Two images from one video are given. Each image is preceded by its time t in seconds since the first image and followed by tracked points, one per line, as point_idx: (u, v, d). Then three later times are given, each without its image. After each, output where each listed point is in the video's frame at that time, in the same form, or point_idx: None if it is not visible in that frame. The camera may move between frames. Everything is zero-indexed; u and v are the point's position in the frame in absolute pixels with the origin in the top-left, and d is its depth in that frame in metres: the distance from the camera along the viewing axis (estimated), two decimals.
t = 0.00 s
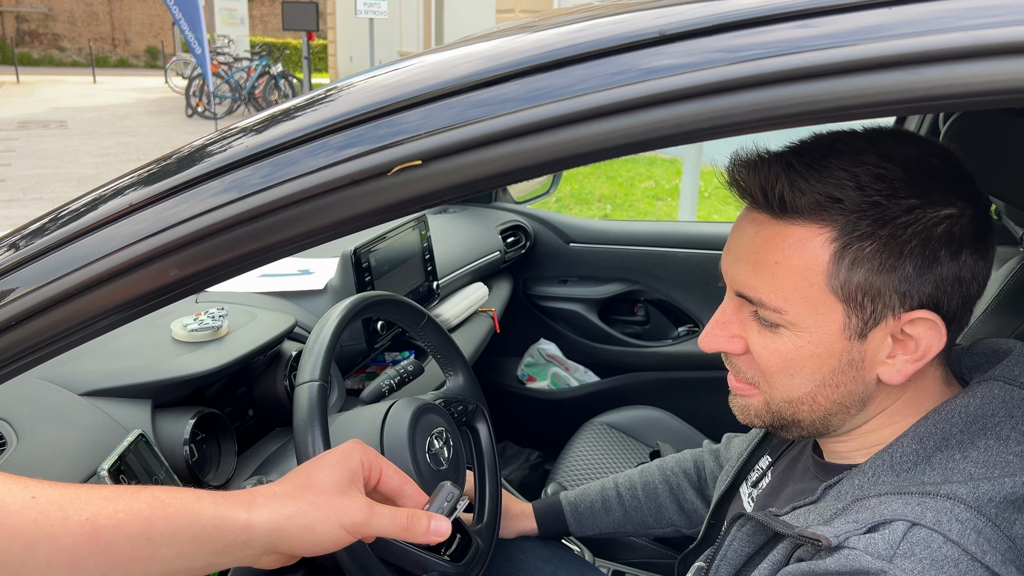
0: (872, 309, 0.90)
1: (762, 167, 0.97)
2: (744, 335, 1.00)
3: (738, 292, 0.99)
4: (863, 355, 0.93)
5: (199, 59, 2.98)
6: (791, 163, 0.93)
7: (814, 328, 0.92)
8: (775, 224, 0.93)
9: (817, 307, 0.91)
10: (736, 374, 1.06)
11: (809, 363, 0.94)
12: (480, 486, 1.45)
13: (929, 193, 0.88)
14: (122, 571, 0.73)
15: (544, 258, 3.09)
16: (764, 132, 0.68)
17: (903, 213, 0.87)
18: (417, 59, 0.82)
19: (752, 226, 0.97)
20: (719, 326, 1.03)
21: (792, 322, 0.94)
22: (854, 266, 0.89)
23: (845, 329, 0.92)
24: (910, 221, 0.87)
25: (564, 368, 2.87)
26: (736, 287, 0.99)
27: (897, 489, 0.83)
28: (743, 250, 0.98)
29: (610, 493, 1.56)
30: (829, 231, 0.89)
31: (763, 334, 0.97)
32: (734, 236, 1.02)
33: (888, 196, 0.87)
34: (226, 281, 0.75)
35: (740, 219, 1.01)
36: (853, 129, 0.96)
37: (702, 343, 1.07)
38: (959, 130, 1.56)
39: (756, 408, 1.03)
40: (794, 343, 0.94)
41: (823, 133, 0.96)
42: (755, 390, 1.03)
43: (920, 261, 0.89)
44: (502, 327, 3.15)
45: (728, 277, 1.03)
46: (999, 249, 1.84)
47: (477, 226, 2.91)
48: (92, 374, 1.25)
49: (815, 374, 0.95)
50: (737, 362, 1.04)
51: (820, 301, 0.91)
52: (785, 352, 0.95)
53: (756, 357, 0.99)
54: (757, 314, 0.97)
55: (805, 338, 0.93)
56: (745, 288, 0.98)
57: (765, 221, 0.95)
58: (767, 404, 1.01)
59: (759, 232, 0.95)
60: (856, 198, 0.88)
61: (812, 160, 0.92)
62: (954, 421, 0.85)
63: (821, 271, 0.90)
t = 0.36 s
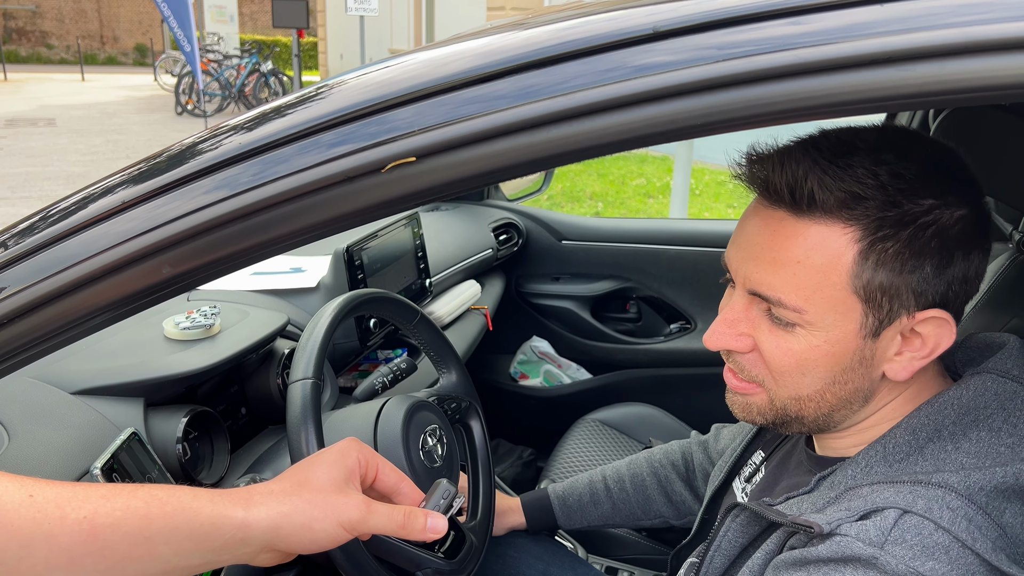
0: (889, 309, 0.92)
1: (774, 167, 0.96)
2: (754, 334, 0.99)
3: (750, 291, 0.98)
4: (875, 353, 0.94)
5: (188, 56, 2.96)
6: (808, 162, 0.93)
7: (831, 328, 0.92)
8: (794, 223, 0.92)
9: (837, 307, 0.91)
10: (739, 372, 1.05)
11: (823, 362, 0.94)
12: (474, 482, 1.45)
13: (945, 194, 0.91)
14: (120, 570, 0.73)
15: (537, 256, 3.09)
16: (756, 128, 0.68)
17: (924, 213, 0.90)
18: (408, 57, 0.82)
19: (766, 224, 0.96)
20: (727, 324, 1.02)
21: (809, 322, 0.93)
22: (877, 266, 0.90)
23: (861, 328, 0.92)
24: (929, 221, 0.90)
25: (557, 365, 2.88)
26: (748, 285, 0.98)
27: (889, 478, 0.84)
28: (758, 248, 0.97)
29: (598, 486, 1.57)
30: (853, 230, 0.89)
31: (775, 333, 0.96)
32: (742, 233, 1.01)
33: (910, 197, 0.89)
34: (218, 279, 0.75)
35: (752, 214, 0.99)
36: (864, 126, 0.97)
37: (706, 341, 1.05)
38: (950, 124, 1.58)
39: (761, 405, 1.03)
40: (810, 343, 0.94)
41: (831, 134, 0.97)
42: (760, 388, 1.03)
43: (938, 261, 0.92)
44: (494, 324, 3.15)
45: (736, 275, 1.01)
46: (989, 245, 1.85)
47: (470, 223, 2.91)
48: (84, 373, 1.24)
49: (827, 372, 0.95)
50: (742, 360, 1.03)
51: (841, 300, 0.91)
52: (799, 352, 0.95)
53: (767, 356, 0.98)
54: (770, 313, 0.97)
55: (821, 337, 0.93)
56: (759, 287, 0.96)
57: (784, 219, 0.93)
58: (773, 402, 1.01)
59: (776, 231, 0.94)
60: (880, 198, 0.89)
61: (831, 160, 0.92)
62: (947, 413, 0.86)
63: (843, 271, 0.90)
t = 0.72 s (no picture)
0: (886, 307, 0.93)
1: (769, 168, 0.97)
2: (754, 334, 1.00)
3: (749, 292, 0.99)
4: (874, 351, 0.95)
5: (176, 53, 2.94)
6: (803, 163, 0.94)
7: (831, 328, 0.93)
8: (792, 223, 0.93)
9: (836, 306, 0.92)
10: (738, 373, 1.05)
11: (823, 361, 0.95)
12: (467, 478, 1.46)
13: (942, 190, 0.92)
14: (120, 567, 0.73)
15: (528, 253, 3.09)
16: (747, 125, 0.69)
17: (920, 210, 0.91)
18: (397, 55, 0.82)
19: (765, 225, 0.97)
20: (726, 325, 1.02)
21: (808, 322, 0.94)
22: (875, 265, 0.91)
23: (860, 327, 0.93)
24: (926, 218, 0.91)
25: (548, 361, 2.88)
26: (747, 286, 0.99)
27: (881, 477, 0.85)
28: (756, 249, 0.97)
29: (591, 483, 1.58)
30: (850, 229, 0.90)
31: (774, 333, 0.97)
32: (740, 234, 1.01)
33: (907, 195, 0.90)
34: (212, 276, 0.75)
35: (748, 214, 1.01)
36: (859, 123, 0.98)
37: (706, 342, 1.06)
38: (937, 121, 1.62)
39: (760, 405, 1.04)
40: (810, 343, 0.95)
41: (825, 133, 0.98)
42: (759, 388, 1.03)
43: (935, 258, 0.93)
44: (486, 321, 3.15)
45: (735, 276, 1.02)
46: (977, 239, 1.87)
47: (461, 220, 2.91)
48: (76, 371, 1.24)
49: (827, 371, 0.96)
50: (741, 361, 1.03)
51: (840, 300, 0.92)
52: (798, 352, 0.96)
53: (766, 356, 0.99)
54: (769, 313, 0.97)
55: (820, 337, 0.94)
56: (758, 288, 0.97)
57: (782, 220, 0.94)
58: (773, 403, 1.02)
59: (775, 231, 0.95)
60: (877, 196, 0.89)
61: (826, 160, 0.93)
62: (937, 411, 0.87)
63: (842, 270, 0.91)
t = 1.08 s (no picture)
0: (873, 307, 0.94)
1: (760, 167, 0.97)
2: (740, 334, 1.00)
3: (737, 291, 0.99)
4: (859, 350, 0.96)
5: (164, 50, 2.92)
6: (795, 162, 0.94)
7: (819, 327, 0.94)
8: (783, 223, 0.93)
9: (823, 306, 0.93)
10: (722, 372, 1.05)
11: (808, 361, 0.96)
12: (461, 475, 1.46)
13: (930, 191, 0.93)
14: (119, 560, 0.73)
15: (520, 250, 3.10)
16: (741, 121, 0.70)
17: (909, 211, 0.92)
18: (388, 53, 0.82)
19: (754, 225, 0.97)
20: (713, 324, 1.02)
21: (795, 321, 0.94)
22: (864, 265, 0.92)
23: (846, 326, 0.94)
24: (913, 219, 0.92)
25: (540, 358, 2.89)
26: (735, 285, 0.99)
27: (872, 470, 0.86)
28: (746, 248, 0.97)
29: (584, 479, 1.58)
30: (840, 229, 0.91)
31: (761, 332, 0.98)
32: (728, 233, 1.02)
33: (896, 196, 0.91)
34: (206, 273, 0.75)
35: (737, 212, 1.01)
36: (850, 124, 0.99)
37: (693, 341, 1.06)
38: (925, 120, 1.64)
39: (744, 405, 1.04)
40: (796, 342, 0.95)
41: (815, 134, 0.98)
42: (742, 388, 1.04)
43: (922, 258, 0.94)
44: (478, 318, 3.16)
45: (723, 275, 1.02)
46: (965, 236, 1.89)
47: (453, 218, 2.91)
48: (68, 370, 1.24)
49: (812, 370, 0.97)
50: (726, 361, 1.04)
51: (827, 300, 0.92)
52: (784, 351, 0.96)
53: (752, 356, 1.00)
54: (756, 312, 0.98)
55: (807, 336, 0.95)
56: (747, 287, 0.97)
57: (772, 219, 0.95)
58: (757, 403, 1.02)
59: (765, 231, 0.95)
60: (867, 197, 0.91)
61: (817, 159, 0.94)
62: (925, 405, 0.88)
63: (830, 270, 0.92)
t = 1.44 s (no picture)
0: (886, 294, 0.96)
1: (767, 158, 0.99)
2: (757, 336, 0.99)
3: (754, 290, 0.98)
4: (874, 341, 0.98)
5: (156, 49, 2.91)
6: (802, 152, 0.96)
7: (840, 318, 0.94)
8: (800, 214, 0.95)
9: (845, 296, 0.94)
10: (734, 382, 1.03)
11: (829, 354, 0.96)
12: (456, 474, 1.46)
13: (924, 180, 0.98)
14: (114, 562, 0.73)
15: (514, 248, 3.09)
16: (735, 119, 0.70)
17: (910, 198, 0.96)
18: (381, 51, 0.82)
19: (768, 220, 0.98)
20: (729, 328, 1.01)
21: (818, 314, 0.95)
22: (880, 250, 0.94)
23: (864, 316, 0.96)
24: (914, 205, 0.97)
25: (535, 356, 2.89)
26: (753, 284, 0.98)
27: (865, 473, 0.86)
28: (760, 244, 0.98)
29: (578, 477, 1.59)
30: (856, 215, 0.93)
31: (781, 330, 0.97)
32: (736, 232, 1.02)
33: (899, 184, 0.95)
34: (200, 273, 0.74)
35: (743, 210, 1.01)
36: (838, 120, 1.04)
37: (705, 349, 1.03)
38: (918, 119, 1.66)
39: (759, 412, 1.02)
40: (818, 336, 0.95)
41: (814, 128, 1.01)
42: (758, 395, 1.01)
43: (923, 245, 0.99)
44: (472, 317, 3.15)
45: (735, 276, 1.01)
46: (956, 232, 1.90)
47: (447, 216, 2.91)
48: (60, 370, 1.23)
49: (832, 365, 0.97)
50: (741, 368, 1.01)
51: (848, 289, 0.94)
52: (806, 347, 0.96)
53: (771, 357, 0.98)
54: (777, 309, 0.97)
55: (828, 329, 0.95)
56: (766, 283, 0.97)
57: (788, 212, 0.95)
58: (775, 408, 1.00)
59: (782, 224, 0.95)
60: (876, 183, 0.94)
61: (824, 150, 0.96)
62: (918, 404, 0.89)
63: (850, 258, 0.93)
